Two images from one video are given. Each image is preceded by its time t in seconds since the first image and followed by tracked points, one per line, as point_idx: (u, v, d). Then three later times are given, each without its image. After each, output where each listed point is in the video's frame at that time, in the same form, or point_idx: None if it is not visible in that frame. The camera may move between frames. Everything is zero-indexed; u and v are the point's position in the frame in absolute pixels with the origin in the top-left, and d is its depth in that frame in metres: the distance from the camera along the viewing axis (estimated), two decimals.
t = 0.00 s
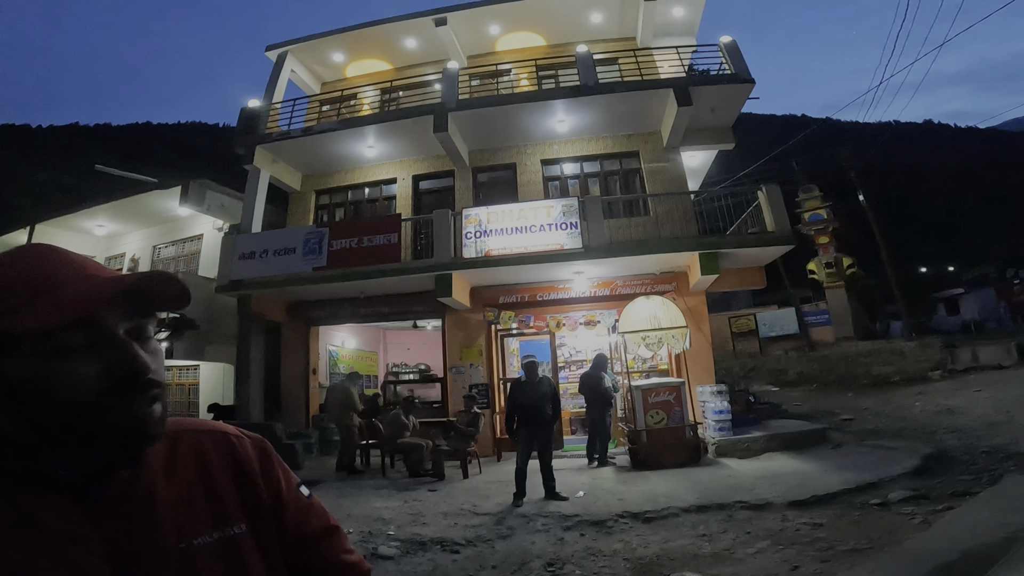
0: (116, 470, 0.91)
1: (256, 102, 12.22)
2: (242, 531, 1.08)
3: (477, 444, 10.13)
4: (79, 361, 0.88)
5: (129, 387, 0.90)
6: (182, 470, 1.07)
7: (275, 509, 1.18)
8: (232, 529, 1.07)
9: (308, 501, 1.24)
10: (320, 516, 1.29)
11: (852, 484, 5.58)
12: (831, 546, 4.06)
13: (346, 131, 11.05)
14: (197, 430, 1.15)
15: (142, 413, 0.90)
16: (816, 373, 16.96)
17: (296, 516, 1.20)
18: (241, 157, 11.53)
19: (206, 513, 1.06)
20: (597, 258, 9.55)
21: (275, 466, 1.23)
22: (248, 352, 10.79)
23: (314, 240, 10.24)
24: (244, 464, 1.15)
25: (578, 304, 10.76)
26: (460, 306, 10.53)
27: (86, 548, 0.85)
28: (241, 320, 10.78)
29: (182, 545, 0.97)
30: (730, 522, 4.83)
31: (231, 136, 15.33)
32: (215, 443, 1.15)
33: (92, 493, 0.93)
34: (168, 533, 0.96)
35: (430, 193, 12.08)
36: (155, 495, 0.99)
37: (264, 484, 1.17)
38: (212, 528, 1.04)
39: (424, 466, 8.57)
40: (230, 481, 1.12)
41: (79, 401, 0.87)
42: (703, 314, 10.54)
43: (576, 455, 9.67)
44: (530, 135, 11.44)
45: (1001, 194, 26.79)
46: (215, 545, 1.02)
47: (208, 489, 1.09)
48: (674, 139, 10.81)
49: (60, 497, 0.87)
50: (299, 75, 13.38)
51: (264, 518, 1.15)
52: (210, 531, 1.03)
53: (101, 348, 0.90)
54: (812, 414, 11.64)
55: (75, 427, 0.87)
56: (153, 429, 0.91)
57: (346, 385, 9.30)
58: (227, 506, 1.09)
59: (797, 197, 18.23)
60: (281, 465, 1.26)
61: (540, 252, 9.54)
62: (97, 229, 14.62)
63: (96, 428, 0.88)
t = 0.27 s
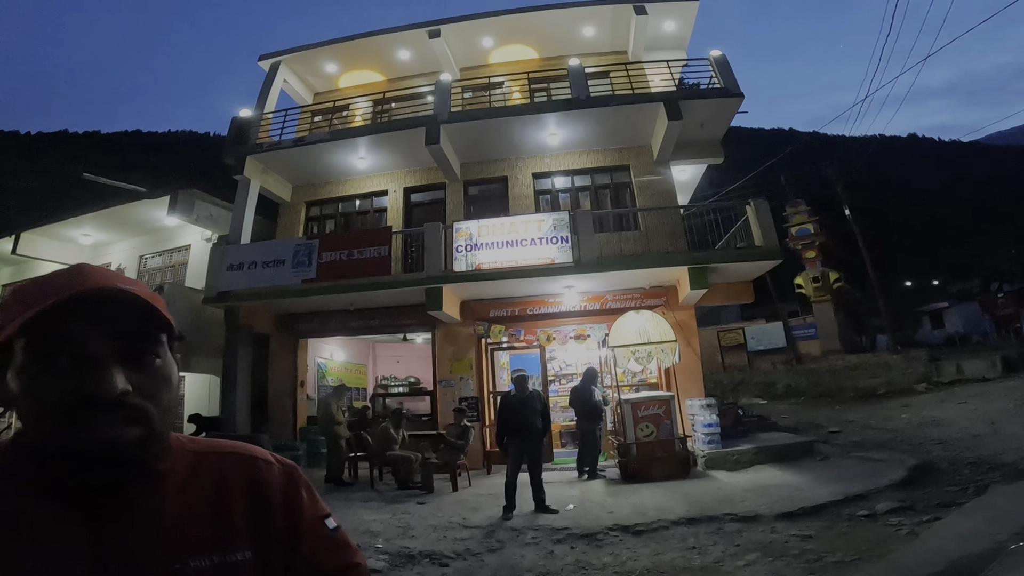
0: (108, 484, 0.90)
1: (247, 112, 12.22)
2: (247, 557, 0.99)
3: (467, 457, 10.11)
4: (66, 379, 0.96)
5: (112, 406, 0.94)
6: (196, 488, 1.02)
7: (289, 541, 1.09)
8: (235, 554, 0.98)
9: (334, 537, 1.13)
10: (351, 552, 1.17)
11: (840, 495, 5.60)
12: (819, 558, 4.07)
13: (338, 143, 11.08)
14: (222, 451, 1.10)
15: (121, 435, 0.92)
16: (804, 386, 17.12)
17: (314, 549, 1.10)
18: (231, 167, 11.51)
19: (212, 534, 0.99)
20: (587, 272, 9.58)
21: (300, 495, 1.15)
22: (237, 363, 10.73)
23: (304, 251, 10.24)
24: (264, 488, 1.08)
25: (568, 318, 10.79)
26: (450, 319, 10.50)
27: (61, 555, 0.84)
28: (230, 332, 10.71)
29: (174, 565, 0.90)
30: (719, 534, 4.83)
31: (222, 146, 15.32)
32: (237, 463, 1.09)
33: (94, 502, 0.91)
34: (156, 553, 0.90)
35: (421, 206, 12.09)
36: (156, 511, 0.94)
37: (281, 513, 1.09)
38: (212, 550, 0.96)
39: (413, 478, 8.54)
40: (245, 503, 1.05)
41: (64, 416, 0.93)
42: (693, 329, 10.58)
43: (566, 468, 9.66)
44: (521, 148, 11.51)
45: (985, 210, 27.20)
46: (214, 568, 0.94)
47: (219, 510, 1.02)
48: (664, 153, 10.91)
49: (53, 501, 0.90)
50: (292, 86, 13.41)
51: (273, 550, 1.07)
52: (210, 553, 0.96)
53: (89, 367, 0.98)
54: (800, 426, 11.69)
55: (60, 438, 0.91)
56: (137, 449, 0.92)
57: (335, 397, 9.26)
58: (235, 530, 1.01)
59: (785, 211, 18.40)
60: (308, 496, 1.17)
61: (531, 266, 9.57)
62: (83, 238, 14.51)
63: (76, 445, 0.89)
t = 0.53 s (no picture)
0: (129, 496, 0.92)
1: (244, 117, 12.23)
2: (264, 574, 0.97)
3: (461, 465, 10.09)
4: (94, 386, 1.00)
5: (138, 412, 0.96)
6: (222, 499, 1.01)
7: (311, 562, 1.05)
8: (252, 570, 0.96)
9: (362, 560, 1.07)
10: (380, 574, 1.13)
11: (833, 503, 5.61)
12: (812, 566, 4.07)
13: (335, 148, 11.09)
14: (255, 464, 1.09)
15: (142, 442, 0.94)
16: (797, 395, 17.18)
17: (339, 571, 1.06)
18: (227, 172, 11.50)
19: (232, 547, 0.97)
20: (583, 280, 9.60)
21: (331, 514, 1.12)
22: (230, 369, 10.69)
23: (298, 257, 10.18)
24: (290, 505, 1.06)
25: (563, 327, 10.80)
26: (445, 327, 10.50)
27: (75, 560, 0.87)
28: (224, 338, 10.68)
29: None
30: (713, 542, 4.83)
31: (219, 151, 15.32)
32: (265, 476, 1.07)
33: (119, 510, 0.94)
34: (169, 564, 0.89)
35: (417, 213, 12.10)
36: (177, 521, 0.94)
37: (305, 533, 1.06)
38: (230, 564, 0.95)
39: (406, 485, 8.53)
40: (268, 518, 1.04)
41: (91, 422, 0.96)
42: (687, 338, 10.59)
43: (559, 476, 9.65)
44: (517, 156, 11.55)
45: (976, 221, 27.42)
46: None
47: (241, 524, 1.00)
48: (660, 163, 10.95)
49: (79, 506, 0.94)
50: (290, 91, 13.44)
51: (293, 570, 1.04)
52: (227, 566, 0.94)
53: (119, 376, 1.01)
54: (794, 435, 11.72)
55: (87, 444, 0.95)
56: (158, 457, 0.94)
57: (328, 404, 9.24)
58: (255, 546, 0.99)
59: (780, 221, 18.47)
60: (340, 515, 1.13)
61: (526, 274, 9.58)
62: (77, 241, 14.45)
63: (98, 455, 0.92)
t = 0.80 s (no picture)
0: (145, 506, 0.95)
1: (253, 120, 12.28)
2: None
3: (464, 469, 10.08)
4: (112, 394, 1.01)
5: (152, 422, 0.98)
6: (240, 512, 1.01)
7: (328, 574, 1.05)
8: None
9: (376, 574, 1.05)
10: None
11: (837, 510, 5.57)
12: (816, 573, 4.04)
13: (342, 152, 11.12)
14: (274, 473, 1.09)
15: (160, 452, 0.96)
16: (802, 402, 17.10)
17: None
18: (235, 174, 11.56)
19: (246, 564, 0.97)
20: (589, 286, 9.57)
21: (348, 526, 1.10)
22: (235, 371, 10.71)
23: (305, 261, 10.25)
24: (307, 518, 1.05)
25: (568, 332, 10.78)
26: (450, 331, 10.50)
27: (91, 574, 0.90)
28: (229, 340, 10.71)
29: None
30: (716, 549, 4.80)
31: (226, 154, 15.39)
32: (282, 484, 1.07)
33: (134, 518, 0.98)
34: None
35: (423, 217, 12.12)
36: (193, 533, 0.95)
37: (321, 543, 1.05)
38: None
39: (408, 489, 8.54)
40: (287, 531, 1.03)
41: (110, 432, 0.98)
42: (692, 345, 10.55)
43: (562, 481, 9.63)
44: (523, 161, 11.56)
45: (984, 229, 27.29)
46: None
47: (259, 536, 1.00)
48: (667, 168, 10.94)
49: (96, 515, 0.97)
50: (297, 94, 13.49)
51: None
52: None
53: (136, 384, 1.02)
54: (799, 442, 11.65)
55: (104, 454, 0.97)
56: (176, 466, 0.97)
57: (332, 407, 9.24)
58: (270, 560, 0.99)
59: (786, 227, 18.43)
60: (358, 527, 1.12)
61: (532, 279, 9.57)
62: (85, 243, 14.53)
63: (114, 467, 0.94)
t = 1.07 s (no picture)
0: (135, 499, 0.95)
1: (263, 121, 12.35)
2: None
3: (469, 470, 10.07)
4: (99, 388, 1.03)
5: (138, 416, 0.99)
6: (230, 505, 1.02)
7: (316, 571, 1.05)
8: None
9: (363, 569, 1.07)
10: None
11: (844, 514, 5.53)
12: None
13: (350, 153, 11.17)
14: (265, 468, 1.09)
15: (146, 445, 0.97)
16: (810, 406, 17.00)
17: None
18: (245, 175, 11.62)
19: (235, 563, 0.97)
20: (596, 288, 9.54)
21: (338, 522, 1.11)
22: (242, 370, 10.76)
23: (314, 261, 10.25)
24: (298, 515, 1.05)
25: (575, 334, 10.77)
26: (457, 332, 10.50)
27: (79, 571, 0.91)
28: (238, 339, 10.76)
29: None
30: (721, 552, 4.77)
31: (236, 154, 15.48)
32: (273, 478, 1.07)
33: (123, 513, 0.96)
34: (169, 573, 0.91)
35: (431, 218, 12.14)
36: (183, 526, 0.96)
37: (311, 538, 1.06)
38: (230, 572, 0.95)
39: (414, 490, 8.54)
40: (276, 529, 1.03)
41: (97, 426, 1.00)
42: (699, 347, 10.51)
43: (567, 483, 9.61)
44: (531, 162, 11.55)
45: (995, 233, 27.08)
46: None
47: (248, 533, 1.01)
48: (675, 170, 10.91)
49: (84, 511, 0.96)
50: (307, 95, 13.52)
51: None
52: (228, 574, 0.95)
53: (124, 378, 1.04)
54: (806, 446, 11.59)
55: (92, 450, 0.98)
56: (161, 461, 0.96)
57: (338, 407, 9.25)
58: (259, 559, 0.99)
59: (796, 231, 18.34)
60: (347, 524, 1.13)
61: (539, 280, 9.57)
62: (98, 242, 14.64)
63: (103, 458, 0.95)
